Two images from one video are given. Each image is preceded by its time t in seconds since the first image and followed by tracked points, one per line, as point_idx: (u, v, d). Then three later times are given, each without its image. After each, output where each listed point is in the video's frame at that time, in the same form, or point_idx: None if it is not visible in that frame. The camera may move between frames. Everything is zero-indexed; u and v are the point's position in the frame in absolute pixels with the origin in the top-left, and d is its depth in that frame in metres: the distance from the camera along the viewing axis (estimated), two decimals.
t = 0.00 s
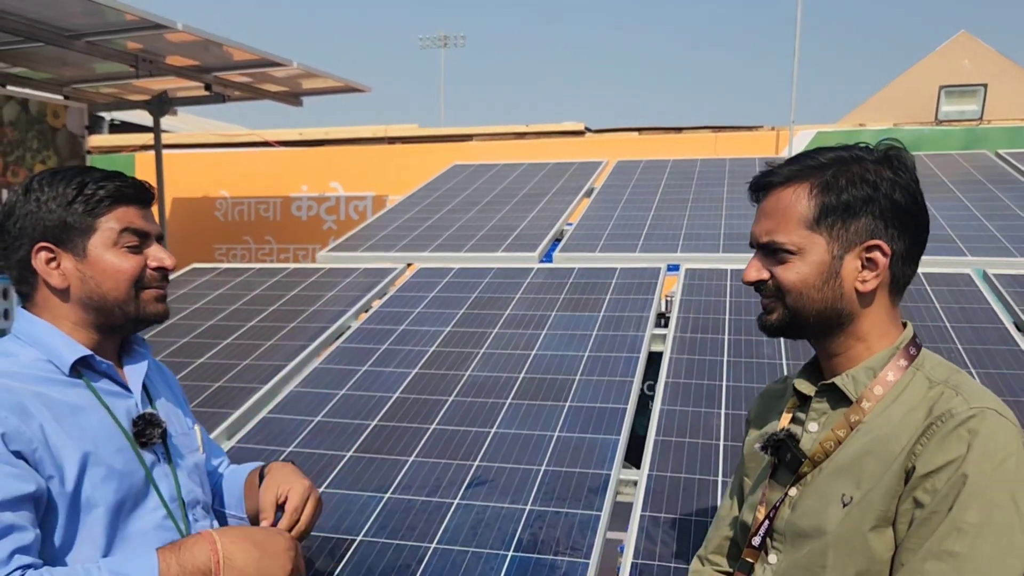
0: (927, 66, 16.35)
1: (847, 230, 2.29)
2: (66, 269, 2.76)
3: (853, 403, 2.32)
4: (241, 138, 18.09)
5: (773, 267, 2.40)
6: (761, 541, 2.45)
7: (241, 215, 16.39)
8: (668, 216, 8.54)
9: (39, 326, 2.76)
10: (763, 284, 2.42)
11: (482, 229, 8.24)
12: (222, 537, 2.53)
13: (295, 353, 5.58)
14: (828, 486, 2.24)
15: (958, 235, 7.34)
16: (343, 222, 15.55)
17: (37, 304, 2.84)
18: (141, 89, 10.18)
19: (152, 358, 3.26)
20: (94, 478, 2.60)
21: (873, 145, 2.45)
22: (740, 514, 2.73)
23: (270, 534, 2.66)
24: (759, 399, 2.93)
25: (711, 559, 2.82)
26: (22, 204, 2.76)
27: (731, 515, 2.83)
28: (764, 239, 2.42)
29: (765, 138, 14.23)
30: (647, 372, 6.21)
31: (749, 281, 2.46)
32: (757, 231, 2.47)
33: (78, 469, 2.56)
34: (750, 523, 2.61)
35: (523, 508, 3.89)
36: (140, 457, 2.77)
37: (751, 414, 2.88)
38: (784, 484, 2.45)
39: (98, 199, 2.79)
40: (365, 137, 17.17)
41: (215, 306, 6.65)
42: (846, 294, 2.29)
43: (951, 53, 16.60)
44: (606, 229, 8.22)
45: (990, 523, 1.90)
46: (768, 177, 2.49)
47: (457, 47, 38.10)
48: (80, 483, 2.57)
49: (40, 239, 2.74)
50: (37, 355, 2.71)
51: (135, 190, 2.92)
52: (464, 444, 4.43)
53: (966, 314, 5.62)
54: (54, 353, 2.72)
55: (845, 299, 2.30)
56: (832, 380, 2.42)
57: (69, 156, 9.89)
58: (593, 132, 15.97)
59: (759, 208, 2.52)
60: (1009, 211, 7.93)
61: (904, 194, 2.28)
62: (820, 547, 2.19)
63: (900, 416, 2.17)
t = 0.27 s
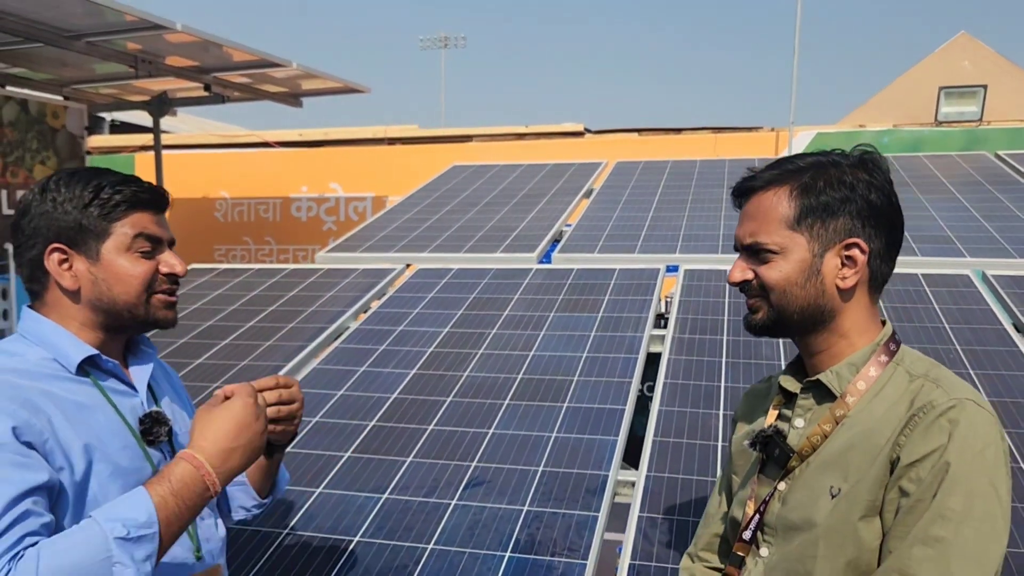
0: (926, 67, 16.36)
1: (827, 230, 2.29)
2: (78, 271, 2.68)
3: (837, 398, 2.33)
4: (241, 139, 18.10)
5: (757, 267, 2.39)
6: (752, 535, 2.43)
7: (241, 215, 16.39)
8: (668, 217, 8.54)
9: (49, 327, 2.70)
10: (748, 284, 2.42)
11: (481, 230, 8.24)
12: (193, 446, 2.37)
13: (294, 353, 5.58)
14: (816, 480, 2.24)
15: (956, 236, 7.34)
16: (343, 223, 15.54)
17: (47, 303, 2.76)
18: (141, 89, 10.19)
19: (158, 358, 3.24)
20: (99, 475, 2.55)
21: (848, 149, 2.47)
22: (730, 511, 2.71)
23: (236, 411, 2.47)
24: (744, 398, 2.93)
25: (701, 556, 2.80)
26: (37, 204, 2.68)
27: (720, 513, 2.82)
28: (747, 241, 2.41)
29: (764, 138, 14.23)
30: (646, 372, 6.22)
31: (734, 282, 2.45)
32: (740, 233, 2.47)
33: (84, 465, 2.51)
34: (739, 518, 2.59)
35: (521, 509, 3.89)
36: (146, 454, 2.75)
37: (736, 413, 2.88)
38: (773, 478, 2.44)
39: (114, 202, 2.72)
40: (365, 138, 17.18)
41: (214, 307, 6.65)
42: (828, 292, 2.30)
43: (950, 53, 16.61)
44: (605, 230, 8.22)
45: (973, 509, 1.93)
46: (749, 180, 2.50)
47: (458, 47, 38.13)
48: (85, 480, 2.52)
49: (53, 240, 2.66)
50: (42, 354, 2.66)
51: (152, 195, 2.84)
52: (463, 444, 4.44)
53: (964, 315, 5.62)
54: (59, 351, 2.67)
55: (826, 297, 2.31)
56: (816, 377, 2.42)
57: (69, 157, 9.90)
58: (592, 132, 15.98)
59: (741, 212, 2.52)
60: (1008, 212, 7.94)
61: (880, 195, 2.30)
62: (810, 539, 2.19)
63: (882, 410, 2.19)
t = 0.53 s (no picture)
0: (925, 68, 16.38)
1: (816, 236, 2.29)
2: (90, 272, 2.67)
3: (831, 397, 2.32)
4: (240, 140, 18.10)
5: (749, 274, 2.38)
6: (753, 534, 2.43)
7: (240, 216, 16.37)
8: (667, 218, 8.54)
9: (63, 327, 2.67)
10: (739, 291, 2.41)
11: (481, 231, 8.24)
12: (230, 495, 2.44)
13: (293, 354, 5.56)
14: (815, 478, 2.24)
15: (956, 237, 7.34)
16: (342, 224, 15.53)
17: (58, 305, 2.74)
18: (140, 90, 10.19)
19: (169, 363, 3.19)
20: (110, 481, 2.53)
21: (831, 157, 2.47)
22: (729, 513, 2.70)
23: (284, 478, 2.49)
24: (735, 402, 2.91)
25: (700, 558, 2.80)
26: (48, 206, 2.67)
27: (719, 514, 2.81)
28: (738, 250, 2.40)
29: (763, 139, 14.24)
30: (646, 374, 6.21)
31: (726, 289, 2.43)
32: (731, 243, 2.45)
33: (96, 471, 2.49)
34: (740, 519, 2.59)
35: (521, 510, 3.88)
36: (155, 459, 2.72)
37: (727, 416, 2.87)
38: (773, 478, 2.44)
39: (125, 204, 2.71)
40: (364, 139, 17.18)
41: (213, 308, 6.64)
42: (819, 296, 2.30)
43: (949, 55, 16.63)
44: (605, 231, 8.22)
45: (971, 501, 1.93)
46: (736, 190, 2.48)
47: (457, 49, 38.16)
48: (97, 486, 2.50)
49: (65, 242, 2.64)
50: (57, 354, 2.63)
51: (162, 197, 2.85)
52: (463, 445, 4.43)
53: (964, 316, 5.62)
54: (73, 353, 2.65)
55: (817, 302, 2.31)
56: (810, 377, 2.40)
57: (67, 157, 9.90)
58: (592, 133, 15.98)
59: (730, 221, 2.51)
60: (1007, 213, 7.94)
61: (865, 201, 2.31)
62: (813, 537, 2.18)
63: (876, 406, 2.19)
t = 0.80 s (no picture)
0: (924, 70, 16.40)
1: (843, 238, 2.28)
2: (118, 273, 2.55)
3: (843, 400, 2.31)
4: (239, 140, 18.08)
5: (773, 274, 2.35)
6: (759, 536, 2.40)
7: (239, 217, 16.34)
8: (666, 219, 8.53)
9: (89, 326, 2.56)
10: (761, 290, 2.39)
11: (479, 232, 8.23)
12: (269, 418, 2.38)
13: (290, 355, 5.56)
14: (822, 479, 2.23)
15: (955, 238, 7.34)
16: (341, 225, 15.51)
17: (83, 302, 2.63)
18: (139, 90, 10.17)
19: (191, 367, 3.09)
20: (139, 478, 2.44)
21: (858, 156, 2.44)
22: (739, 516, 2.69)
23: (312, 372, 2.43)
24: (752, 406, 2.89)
25: (709, 561, 2.79)
26: (81, 202, 2.56)
27: (729, 518, 2.80)
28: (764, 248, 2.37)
29: (762, 140, 14.25)
30: (644, 375, 6.21)
31: (747, 288, 2.41)
32: (755, 240, 2.42)
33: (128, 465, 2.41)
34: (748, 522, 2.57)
35: (519, 511, 3.87)
36: (176, 466, 2.63)
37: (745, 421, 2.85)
38: (782, 480, 2.43)
39: (159, 205, 2.58)
40: (363, 140, 17.17)
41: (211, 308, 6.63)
42: (843, 299, 2.29)
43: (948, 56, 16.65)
44: (603, 232, 8.22)
45: (977, 506, 1.92)
46: (762, 186, 2.45)
47: (456, 50, 38.18)
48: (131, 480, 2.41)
49: (96, 240, 2.53)
50: (81, 352, 2.52)
51: (197, 200, 2.70)
52: (460, 447, 4.42)
53: (963, 317, 5.62)
54: (96, 351, 2.53)
55: (842, 304, 2.30)
56: (823, 378, 2.40)
57: (66, 157, 9.88)
58: (591, 134, 15.99)
59: (754, 218, 2.47)
60: (1006, 215, 7.94)
61: (892, 204, 2.30)
62: (816, 538, 2.18)
63: (887, 409, 2.19)
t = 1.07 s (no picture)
0: (920, 71, 16.45)
1: (866, 242, 2.27)
2: (141, 275, 2.59)
3: (859, 404, 2.32)
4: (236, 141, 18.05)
5: (792, 277, 2.35)
6: (771, 544, 2.41)
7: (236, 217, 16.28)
8: (663, 220, 8.53)
9: (113, 330, 2.61)
10: (779, 293, 2.38)
11: (477, 232, 8.23)
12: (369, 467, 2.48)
13: (287, 356, 5.56)
14: (838, 486, 2.23)
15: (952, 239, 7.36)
16: (338, 225, 15.45)
17: (105, 305, 2.67)
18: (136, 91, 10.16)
19: (214, 371, 3.11)
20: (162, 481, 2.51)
21: (880, 154, 2.42)
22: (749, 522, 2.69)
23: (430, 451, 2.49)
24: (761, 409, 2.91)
25: (718, 568, 2.80)
26: (101, 202, 2.58)
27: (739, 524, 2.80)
28: (784, 250, 2.35)
29: (759, 142, 14.28)
30: (639, 376, 6.20)
31: (764, 290, 2.40)
32: (774, 241, 2.40)
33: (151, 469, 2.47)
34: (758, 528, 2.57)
35: (516, 512, 3.86)
36: (196, 473, 2.67)
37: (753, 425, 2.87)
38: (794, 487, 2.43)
39: (180, 204, 2.61)
40: (361, 140, 17.17)
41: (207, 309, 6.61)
42: (864, 303, 2.29)
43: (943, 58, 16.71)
44: (600, 233, 8.22)
45: (999, 515, 1.92)
46: (782, 185, 2.42)
47: (454, 51, 38.17)
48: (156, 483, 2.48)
49: (118, 242, 2.56)
50: (104, 357, 2.56)
51: (219, 198, 2.72)
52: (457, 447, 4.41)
53: (959, 318, 5.63)
54: (121, 358, 2.58)
55: (863, 308, 2.30)
56: (838, 382, 2.41)
57: (62, 158, 9.86)
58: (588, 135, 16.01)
59: (772, 217, 2.45)
60: (1003, 216, 7.96)
61: (916, 206, 2.29)
62: (832, 547, 2.18)
63: (906, 415, 2.18)
